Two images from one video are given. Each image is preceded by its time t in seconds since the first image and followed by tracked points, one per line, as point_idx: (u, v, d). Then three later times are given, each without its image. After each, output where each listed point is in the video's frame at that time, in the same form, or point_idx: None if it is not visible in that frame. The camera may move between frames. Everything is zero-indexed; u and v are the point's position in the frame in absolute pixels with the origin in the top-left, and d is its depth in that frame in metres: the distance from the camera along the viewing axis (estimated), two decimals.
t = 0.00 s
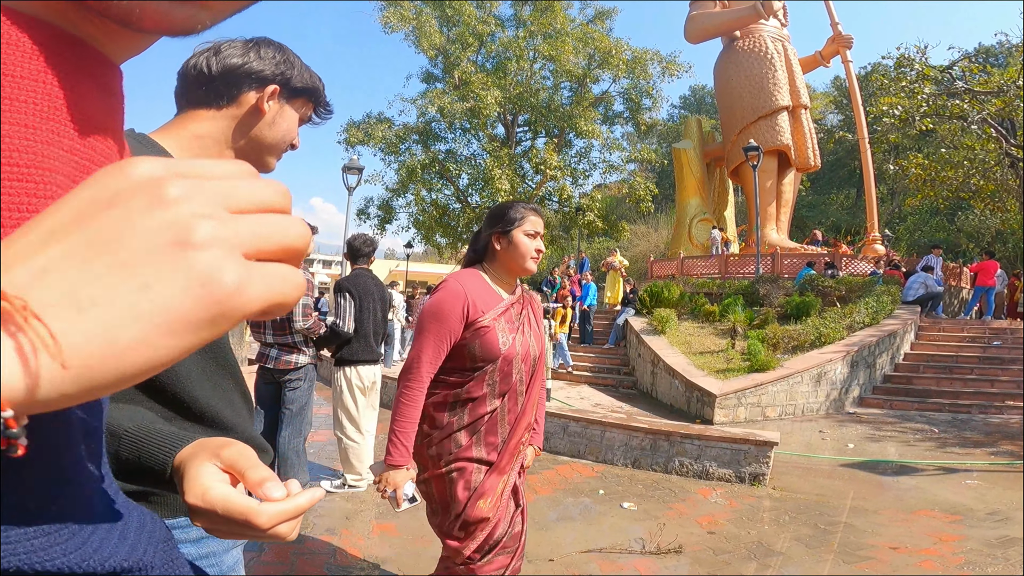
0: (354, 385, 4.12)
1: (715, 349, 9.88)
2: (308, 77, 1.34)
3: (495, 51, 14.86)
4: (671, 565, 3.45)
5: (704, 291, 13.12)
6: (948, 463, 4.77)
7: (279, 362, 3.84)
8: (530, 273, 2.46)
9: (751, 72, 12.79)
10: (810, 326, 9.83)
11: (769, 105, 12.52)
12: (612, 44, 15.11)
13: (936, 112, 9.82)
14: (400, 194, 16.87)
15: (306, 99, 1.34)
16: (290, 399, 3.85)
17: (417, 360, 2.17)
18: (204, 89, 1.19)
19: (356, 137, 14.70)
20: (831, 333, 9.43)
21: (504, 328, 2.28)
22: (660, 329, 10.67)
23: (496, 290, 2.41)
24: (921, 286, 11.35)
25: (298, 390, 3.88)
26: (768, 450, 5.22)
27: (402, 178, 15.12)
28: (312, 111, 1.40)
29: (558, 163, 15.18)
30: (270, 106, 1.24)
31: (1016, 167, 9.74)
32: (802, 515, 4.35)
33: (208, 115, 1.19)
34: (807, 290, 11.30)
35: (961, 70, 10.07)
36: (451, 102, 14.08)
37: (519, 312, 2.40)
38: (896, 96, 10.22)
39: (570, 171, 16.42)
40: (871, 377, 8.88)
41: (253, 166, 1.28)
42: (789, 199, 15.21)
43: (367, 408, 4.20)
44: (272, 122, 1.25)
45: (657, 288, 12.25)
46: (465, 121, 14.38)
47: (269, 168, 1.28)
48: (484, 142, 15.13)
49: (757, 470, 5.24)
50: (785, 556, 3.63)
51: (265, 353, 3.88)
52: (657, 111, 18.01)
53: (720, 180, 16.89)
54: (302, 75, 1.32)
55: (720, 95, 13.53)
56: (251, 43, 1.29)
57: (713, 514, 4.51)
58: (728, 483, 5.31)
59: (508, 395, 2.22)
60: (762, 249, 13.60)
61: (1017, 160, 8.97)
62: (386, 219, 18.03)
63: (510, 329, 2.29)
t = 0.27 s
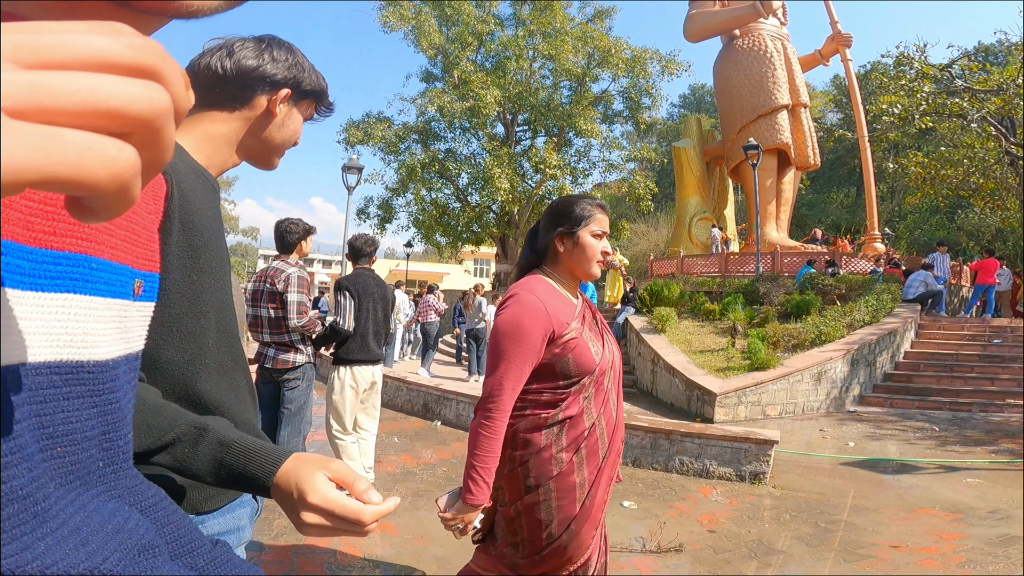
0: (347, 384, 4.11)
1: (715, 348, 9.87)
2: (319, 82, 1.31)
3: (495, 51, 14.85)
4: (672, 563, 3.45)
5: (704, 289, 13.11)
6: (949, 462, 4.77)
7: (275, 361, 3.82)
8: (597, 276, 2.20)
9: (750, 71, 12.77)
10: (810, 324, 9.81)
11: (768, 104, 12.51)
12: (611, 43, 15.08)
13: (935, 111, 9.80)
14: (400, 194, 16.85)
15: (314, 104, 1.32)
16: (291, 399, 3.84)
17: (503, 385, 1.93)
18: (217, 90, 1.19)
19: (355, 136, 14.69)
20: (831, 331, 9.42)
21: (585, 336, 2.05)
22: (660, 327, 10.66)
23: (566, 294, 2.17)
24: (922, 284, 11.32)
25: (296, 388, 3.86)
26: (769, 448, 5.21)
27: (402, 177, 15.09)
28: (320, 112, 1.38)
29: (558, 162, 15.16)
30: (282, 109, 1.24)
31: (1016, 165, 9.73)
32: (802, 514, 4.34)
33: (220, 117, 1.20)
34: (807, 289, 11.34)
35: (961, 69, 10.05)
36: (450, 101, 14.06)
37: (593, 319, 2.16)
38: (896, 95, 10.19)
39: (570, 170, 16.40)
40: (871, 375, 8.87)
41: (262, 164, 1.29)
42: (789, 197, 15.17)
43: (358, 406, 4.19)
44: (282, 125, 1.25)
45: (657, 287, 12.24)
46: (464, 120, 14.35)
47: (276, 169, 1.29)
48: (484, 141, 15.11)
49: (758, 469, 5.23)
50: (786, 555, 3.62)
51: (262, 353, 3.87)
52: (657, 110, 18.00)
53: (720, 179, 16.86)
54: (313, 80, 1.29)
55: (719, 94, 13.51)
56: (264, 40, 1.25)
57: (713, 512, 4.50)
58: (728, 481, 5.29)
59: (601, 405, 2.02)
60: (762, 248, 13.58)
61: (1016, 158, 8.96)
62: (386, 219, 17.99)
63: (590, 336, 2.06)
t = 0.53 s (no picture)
0: (345, 386, 4.08)
1: (716, 347, 9.86)
2: (322, 86, 1.29)
3: (495, 50, 14.81)
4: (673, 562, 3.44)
5: (705, 289, 13.09)
6: (951, 460, 4.76)
7: (273, 360, 3.86)
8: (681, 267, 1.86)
9: (750, 69, 12.74)
10: (811, 323, 9.79)
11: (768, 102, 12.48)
12: (611, 42, 15.05)
13: (936, 109, 9.75)
14: (400, 194, 16.82)
15: (316, 106, 1.31)
16: (293, 401, 3.92)
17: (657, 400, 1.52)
18: (224, 91, 1.19)
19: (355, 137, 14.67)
20: (832, 329, 9.40)
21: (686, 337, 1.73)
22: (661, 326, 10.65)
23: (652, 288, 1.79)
24: (923, 283, 11.29)
25: (296, 388, 3.91)
26: (770, 447, 5.21)
27: (402, 177, 15.08)
28: (322, 115, 1.36)
29: (558, 161, 15.13)
30: (288, 111, 1.23)
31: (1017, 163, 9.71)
32: (802, 513, 4.34)
33: (227, 117, 1.19)
34: (807, 288, 11.32)
35: (961, 68, 10.01)
36: (450, 100, 14.03)
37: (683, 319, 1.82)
38: (896, 94, 10.16)
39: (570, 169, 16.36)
40: (872, 373, 8.87)
41: (266, 164, 1.28)
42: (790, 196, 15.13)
43: (362, 408, 4.18)
44: (288, 126, 1.24)
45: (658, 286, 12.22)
46: (465, 119, 14.33)
47: (279, 170, 1.28)
48: (484, 140, 15.08)
49: (759, 467, 5.23)
50: (786, 553, 3.62)
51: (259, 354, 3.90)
52: (657, 109, 17.98)
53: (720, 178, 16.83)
54: (317, 84, 1.28)
55: (720, 93, 13.48)
56: (270, 43, 1.24)
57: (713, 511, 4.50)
58: (729, 480, 5.29)
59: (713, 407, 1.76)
60: (763, 247, 13.55)
61: (1016, 157, 8.94)
62: (387, 218, 17.98)
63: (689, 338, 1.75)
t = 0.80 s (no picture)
0: (346, 386, 4.05)
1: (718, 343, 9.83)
2: (319, 81, 1.27)
3: (495, 48, 14.78)
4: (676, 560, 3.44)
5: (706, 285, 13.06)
6: (955, 457, 4.74)
7: (275, 359, 3.85)
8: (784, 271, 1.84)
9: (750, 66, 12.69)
10: (813, 319, 9.76)
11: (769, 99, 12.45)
12: (611, 39, 15.01)
13: (937, 105, 9.69)
14: (401, 192, 16.81)
15: (315, 101, 1.28)
16: (295, 400, 3.89)
17: (788, 424, 1.49)
18: (222, 89, 1.14)
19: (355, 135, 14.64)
20: (834, 326, 9.37)
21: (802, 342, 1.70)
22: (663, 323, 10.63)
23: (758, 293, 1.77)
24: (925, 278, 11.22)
25: (298, 387, 3.89)
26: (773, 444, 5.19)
27: (402, 175, 15.05)
28: (318, 112, 1.33)
29: (559, 159, 15.10)
30: (286, 108, 1.20)
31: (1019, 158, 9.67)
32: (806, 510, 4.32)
33: (225, 115, 1.15)
34: (809, 284, 11.29)
35: (963, 63, 9.96)
36: (450, 98, 14.00)
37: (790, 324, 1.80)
38: (897, 90, 10.05)
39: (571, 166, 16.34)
40: (875, 369, 8.84)
41: (263, 163, 1.25)
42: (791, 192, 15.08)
43: (365, 406, 4.17)
44: (287, 123, 1.21)
45: (659, 282, 12.19)
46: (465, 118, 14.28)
47: (276, 168, 1.25)
48: (484, 138, 15.06)
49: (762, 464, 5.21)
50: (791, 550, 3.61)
51: (262, 353, 3.88)
52: (658, 106, 17.94)
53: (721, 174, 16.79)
54: (315, 78, 1.25)
55: (720, 89, 13.43)
56: (267, 39, 1.21)
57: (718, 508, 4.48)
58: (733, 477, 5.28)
59: (834, 424, 1.73)
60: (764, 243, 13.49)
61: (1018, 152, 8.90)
62: (387, 216, 17.96)
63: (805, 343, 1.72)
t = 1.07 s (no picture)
0: (345, 384, 4.05)
1: (718, 341, 9.84)
2: (310, 76, 1.26)
3: (495, 46, 14.77)
4: (676, 557, 3.44)
5: (706, 283, 13.06)
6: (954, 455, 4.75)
7: (277, 358, 3.85)
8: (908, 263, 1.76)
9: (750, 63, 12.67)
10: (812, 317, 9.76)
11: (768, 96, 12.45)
12: (611, 38, 15.01)
13: (936, 103, 9.66)
14: (400, 190, 16.80)
15: (306, 98, 1.27)
16: (297, 399, 3.88)
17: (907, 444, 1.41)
18: (211, 87, 1.12)
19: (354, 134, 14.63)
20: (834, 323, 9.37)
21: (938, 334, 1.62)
22: (662, 321, 10.63)
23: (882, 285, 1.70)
24: (925, 276, 11.22)
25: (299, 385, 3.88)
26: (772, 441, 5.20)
27: (402, 174, 15.04)
28: (308, 108, 1.32)
29: (559, 157, 15.10)
30: (278, 105, 1.19)
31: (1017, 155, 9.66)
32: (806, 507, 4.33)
33: (215, 113, 1.13)
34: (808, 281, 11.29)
35: (961, 61, 9.95)
36: (450, 97, 13.99)
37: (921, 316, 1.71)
38: (896, 87, 10.03)
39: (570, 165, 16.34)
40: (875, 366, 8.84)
41: (255, 160, 1.24)
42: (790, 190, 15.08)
43: (365, 405, 4.17)
44: (278, 120, 1.20)
45: (659, 280, 12.19)
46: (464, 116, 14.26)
47: (269, 165, 1.24)
48: (484, 136, 15.06)
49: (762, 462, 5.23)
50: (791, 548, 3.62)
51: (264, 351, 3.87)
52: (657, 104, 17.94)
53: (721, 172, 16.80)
54: (305, 73, 1.24)
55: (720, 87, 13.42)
56: (256, 37, 1.19)
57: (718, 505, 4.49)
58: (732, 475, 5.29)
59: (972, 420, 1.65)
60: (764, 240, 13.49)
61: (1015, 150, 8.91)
62: (387, 215, 17.96)
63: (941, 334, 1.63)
